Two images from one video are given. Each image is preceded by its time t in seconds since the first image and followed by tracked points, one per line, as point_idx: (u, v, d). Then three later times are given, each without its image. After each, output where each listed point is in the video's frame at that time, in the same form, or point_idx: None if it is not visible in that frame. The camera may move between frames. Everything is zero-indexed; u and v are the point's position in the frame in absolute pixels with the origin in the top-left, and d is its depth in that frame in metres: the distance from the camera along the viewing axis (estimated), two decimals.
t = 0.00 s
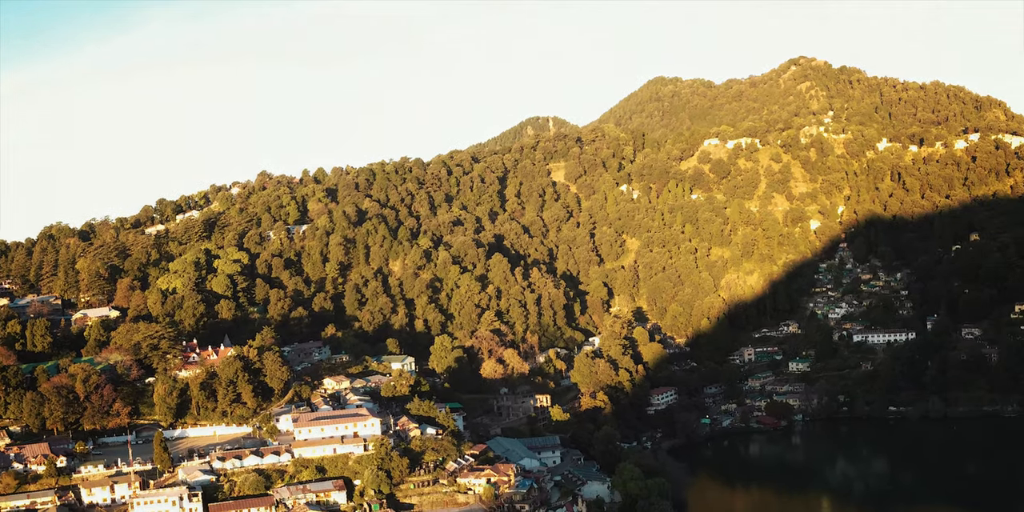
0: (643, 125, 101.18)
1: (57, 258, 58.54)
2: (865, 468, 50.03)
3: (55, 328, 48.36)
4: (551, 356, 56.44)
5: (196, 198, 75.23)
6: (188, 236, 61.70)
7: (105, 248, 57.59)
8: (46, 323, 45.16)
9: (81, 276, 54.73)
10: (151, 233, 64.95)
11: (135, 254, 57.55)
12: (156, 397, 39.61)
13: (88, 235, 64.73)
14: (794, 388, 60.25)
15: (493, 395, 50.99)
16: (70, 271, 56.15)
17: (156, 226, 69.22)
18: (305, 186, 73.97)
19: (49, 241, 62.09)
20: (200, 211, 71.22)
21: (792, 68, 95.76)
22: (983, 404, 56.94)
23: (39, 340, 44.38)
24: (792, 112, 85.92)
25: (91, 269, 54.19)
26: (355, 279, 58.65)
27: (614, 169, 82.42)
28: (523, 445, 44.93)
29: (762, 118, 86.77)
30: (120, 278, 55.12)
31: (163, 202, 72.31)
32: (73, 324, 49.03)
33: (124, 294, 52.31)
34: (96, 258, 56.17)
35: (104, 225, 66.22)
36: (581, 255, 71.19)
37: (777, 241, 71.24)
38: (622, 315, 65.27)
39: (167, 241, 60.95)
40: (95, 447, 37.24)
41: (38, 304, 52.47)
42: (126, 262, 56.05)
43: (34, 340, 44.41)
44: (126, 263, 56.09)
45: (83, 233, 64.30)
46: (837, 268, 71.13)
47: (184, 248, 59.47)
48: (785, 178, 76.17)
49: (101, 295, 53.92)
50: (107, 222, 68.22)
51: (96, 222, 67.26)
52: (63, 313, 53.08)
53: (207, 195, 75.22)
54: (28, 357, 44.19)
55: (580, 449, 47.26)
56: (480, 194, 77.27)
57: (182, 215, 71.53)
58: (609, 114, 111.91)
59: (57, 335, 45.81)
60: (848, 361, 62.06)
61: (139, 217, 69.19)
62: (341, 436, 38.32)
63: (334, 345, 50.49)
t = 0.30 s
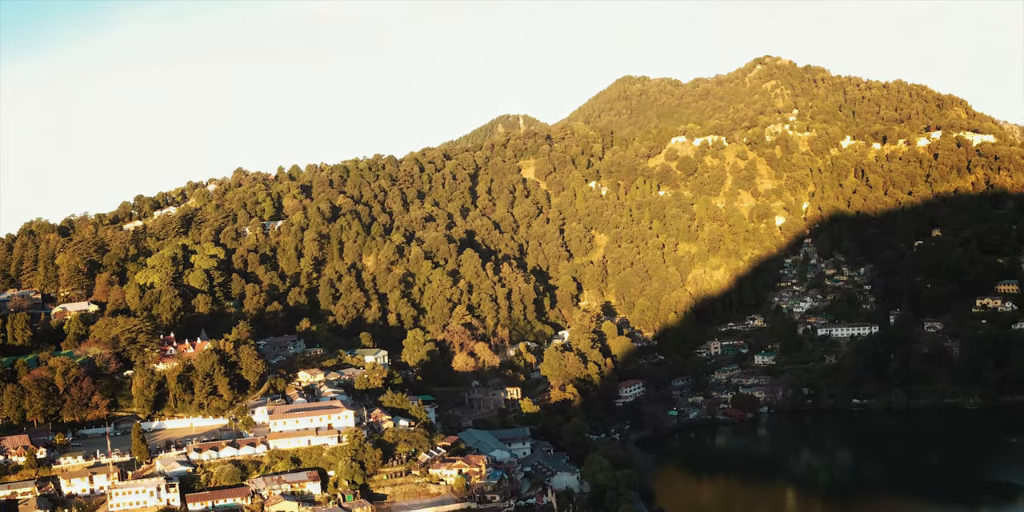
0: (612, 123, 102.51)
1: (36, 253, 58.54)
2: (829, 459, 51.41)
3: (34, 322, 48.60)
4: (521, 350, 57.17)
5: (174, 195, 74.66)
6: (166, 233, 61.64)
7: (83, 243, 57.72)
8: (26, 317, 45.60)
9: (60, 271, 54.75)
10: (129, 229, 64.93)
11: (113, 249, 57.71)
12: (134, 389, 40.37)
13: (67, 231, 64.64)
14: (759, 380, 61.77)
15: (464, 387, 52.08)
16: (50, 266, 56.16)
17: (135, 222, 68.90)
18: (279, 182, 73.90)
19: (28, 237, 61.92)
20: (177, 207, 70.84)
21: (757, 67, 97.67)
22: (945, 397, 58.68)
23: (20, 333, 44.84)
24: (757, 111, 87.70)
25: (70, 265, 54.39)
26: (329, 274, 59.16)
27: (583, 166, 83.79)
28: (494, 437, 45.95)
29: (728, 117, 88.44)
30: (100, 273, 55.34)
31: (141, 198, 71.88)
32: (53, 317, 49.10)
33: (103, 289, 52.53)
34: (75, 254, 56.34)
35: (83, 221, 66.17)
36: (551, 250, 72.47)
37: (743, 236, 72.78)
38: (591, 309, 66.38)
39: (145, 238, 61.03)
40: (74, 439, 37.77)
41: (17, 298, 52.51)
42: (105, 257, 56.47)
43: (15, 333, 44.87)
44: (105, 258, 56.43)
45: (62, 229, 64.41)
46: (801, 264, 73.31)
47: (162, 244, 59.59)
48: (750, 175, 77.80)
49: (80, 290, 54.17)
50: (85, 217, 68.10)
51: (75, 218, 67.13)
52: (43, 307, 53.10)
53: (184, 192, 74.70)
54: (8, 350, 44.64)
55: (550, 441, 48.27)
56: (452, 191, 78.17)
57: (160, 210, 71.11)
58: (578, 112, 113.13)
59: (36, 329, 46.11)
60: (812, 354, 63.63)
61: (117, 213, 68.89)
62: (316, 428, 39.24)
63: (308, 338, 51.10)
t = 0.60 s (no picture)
0: (580, 121, 103.83)
1: (15, 249, 58.60)
2: (792, 450, 52.98)
3: (13, 316, 48.76)
4: (490, 343, 58.39)
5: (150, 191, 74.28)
6: (142, 228, 61.57)
7: (61, 239, 57.69)
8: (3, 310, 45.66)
9: (39, 266, 54.97)
10: (107, 224, 65.00)
11: (91, 244, 57.83)
12: (111, 382, 40.75)
13: (46, 226, 64.63)
14: (724, 373, 63.14)
15: (434, 379, 52.65)
16: (28, 261, 56.30)
17: (113, 218, 68.75)
18: (254, 179, 74.08)
19: (6, 233, 61.84)
20: (154, 203, 70.70)
21: (722, 66, 99.61)
22: (905, 389, 60.49)
23: None
24: (722, 108, 89.47)
25: (49, 260, 54.44)
26: (303, 269, 59.87)
27: (551, 163, 85.09)
28: (464, 428, 46.99)
29: (693, 114, 90.14)
30: (78, 268, 55.47)
31: (118, 194, 71.53)
32: (32, 311, 49.45)
33: (81, 283, 52.68)
34: (53, 249, 56.20)
35: (61, 217, 66.15)
36: (520, 246, 73.65)
37: (708, 232, 74.31)
38: (558, 303, 67.65)
39: (122, 233, 61.15)
40: (53, 430, 38.48)
41: None
42: (83, 252, 56.53)
43: None
44: (83, 253, 56.52)
45: (41, 224, 64.40)
46: (765, 258, 74.92)
47: (139, 239, 59.84)
48: (714, 172, 79.58)
49: (58, 285, 54.05)
50: (62, 213, 68.00)
51: (53, 214, 67.05)
52: (21, 301, 53.15)
53: (160, 189, 73.96)
54: None
55: (518, 432, 49.36)
56: (423, 187, 78.58)
57: (137, 207, 71.01)
58: (546, 110, 114.32)
59: (16, 322, 46.58)
60: (775, 347, 65.06)
61: (94, 209, 68.70)
62: (289, 419, 40.00)
63: (282, 331, 51.97)
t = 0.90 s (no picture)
0: (546, 119, 105.13)
1: None
2: (753, 440, 54.68)
3: None
4: (459, 335, 59.44)
5: (125, 187, 74.03)
6: (118, 223, 61.44)
7: (39, 235, 57.95)
8: None
9: (17, 261, 54.99)
10: (85, 220, 65.11)
11: (68, 240, 58.11)
12: (88, 374, 41.35)
13: (23, 222, 64.67)
14: (687, 365, 65.03)
15: (403, 372, 53.82)
16: (5, 256, 56.37)
17: (89, 214, 68.64)
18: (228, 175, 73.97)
19: None
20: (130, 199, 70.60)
21: (686, 66, 101.67)
22: (865, 381, 62.36)
23: None
24: (686, 106, 91.38)
25: (27, 255, 54.48)
26: (275, 264, 60.54)
27: (518, 159, 86.15)
28: (433, 419, 48.10)
29: (657, 113, 91.91)
30: (55, 263, 55.58)
31: (94, 190, 71.33)
32: (9, 305, 49.90)
33: (59, 278, 53.15)
34: (31, 244, 56.43)
35: (38, 213, 66.18)
36: (488, 241, 74.73)
37: (671, 227, 76.02)
38: (525, 297, 68.99)
39: (99, 228, 61.17)
40: (30, 421, 39.02)
41: None
42: (61, 248, 56.74)
43: None
44: (60, 249, 56.71)
45: (19, 220, 64.45)
46: (728, 253, 76.79)
47: (115, 234, 59.81)
48: (678, 168, 81.33)
49: (37, 279, 54.21)
50: (37, 209, 67.94)
51: (29, 210, 67.04)
52: None
53: (136, 185, 74.04)
54: None
55: (486, 423, 50.49)
56: (393, 184, 79.43)
57: (113, 203, 70.92)
58: (513, 108, 115.45)
59: None
60: (737, 339, 67.02)
61: (71, 205, 68.67)
62: (262, 411, 40.97)
63: (255, 325, 52.63)
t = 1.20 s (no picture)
0: (512, 117, 106.39)
1: None
2: (715, 430, 56.39)
3: None
4: (427, 328, 60.61)
5: (101, 184, 74.00)
6: (94, 219, 61.65)
7: (16, 230, 58.03)
8: None
9: None
10: (60, 216, 65.25)
11: (44, 235, 57.96)
12: (64, 366, 42.09)
13: None
14: (650, 358, 66.66)
15: (373, 363, 54.92)
16: None
17: (65, 210, 68.58)
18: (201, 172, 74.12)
19: None
20: (105, 195, 70.46)
21: (648, 65, 103.76)
22: (824, 373, 64.29)
23: None
24: (649, 104, 93.28)
25: (4, 250, 54.45)
26: (247, 258, 61.19)
27: (485, 156, 87.35)
28: (402, 410, 49.22)
29: (621, 110, 93.70)
30: (31, 257, 55.51)
31: (70, 186, 71.20)
32: None
33: (35, 271, 53.09)
34: (8, 240, 56.40)
35: (12, 209, 66.26)
36: (455, 236, 75.86)
37: (635, 223, 77.78)
38: (492, 291, 70.22)
39: (75, 224, 61.34)
40: (8, 412, 39.64)
41: None
42: (37, 243, 56.65)
43: None
44: (37, 244, 56.65)
45: None
46: (690, 248, 78.48)
47: (91, 230, 59.92)
48: (641, 164, 83.16)
49: (13, 273, 53.55)
50: (11, 205, 67.83)
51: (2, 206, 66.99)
52: None
53: (111, 182, 74.09)
54: None
55: (454, 414, 51.57)
56: (362, 180, 80.13)
57: (90, 198, 70.79)
58: (480, 106, 116.53)
59: None
60: (699, 332, 68.63)
61: (48, 202, 68.59)
62: (235, 402, 42.03)
63: (227, 318, 53.40)
